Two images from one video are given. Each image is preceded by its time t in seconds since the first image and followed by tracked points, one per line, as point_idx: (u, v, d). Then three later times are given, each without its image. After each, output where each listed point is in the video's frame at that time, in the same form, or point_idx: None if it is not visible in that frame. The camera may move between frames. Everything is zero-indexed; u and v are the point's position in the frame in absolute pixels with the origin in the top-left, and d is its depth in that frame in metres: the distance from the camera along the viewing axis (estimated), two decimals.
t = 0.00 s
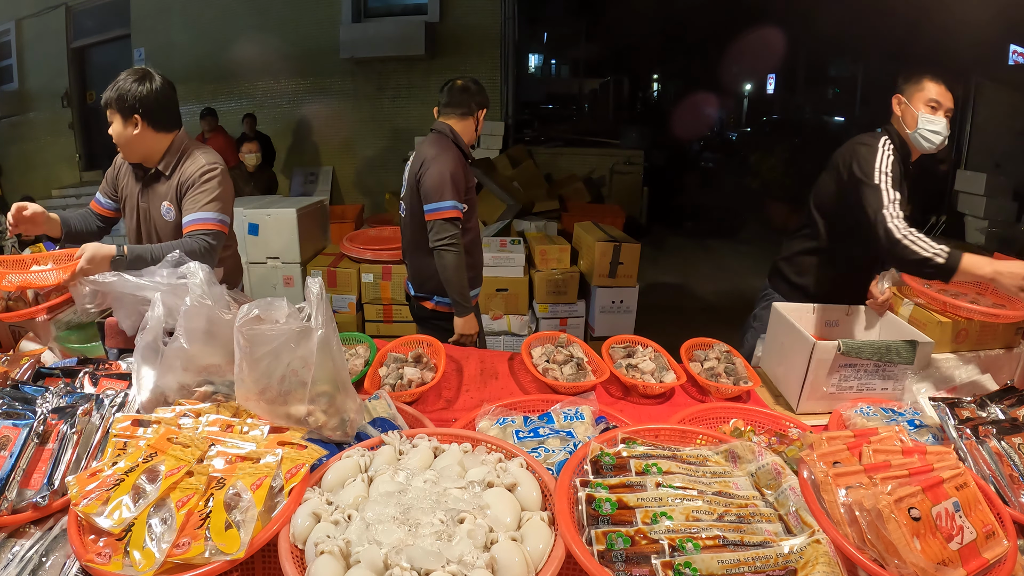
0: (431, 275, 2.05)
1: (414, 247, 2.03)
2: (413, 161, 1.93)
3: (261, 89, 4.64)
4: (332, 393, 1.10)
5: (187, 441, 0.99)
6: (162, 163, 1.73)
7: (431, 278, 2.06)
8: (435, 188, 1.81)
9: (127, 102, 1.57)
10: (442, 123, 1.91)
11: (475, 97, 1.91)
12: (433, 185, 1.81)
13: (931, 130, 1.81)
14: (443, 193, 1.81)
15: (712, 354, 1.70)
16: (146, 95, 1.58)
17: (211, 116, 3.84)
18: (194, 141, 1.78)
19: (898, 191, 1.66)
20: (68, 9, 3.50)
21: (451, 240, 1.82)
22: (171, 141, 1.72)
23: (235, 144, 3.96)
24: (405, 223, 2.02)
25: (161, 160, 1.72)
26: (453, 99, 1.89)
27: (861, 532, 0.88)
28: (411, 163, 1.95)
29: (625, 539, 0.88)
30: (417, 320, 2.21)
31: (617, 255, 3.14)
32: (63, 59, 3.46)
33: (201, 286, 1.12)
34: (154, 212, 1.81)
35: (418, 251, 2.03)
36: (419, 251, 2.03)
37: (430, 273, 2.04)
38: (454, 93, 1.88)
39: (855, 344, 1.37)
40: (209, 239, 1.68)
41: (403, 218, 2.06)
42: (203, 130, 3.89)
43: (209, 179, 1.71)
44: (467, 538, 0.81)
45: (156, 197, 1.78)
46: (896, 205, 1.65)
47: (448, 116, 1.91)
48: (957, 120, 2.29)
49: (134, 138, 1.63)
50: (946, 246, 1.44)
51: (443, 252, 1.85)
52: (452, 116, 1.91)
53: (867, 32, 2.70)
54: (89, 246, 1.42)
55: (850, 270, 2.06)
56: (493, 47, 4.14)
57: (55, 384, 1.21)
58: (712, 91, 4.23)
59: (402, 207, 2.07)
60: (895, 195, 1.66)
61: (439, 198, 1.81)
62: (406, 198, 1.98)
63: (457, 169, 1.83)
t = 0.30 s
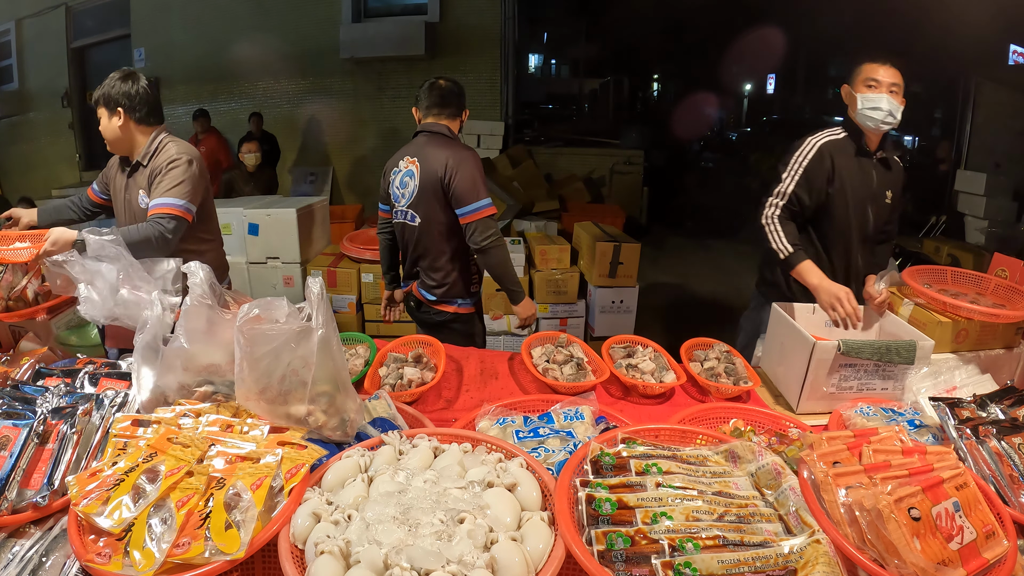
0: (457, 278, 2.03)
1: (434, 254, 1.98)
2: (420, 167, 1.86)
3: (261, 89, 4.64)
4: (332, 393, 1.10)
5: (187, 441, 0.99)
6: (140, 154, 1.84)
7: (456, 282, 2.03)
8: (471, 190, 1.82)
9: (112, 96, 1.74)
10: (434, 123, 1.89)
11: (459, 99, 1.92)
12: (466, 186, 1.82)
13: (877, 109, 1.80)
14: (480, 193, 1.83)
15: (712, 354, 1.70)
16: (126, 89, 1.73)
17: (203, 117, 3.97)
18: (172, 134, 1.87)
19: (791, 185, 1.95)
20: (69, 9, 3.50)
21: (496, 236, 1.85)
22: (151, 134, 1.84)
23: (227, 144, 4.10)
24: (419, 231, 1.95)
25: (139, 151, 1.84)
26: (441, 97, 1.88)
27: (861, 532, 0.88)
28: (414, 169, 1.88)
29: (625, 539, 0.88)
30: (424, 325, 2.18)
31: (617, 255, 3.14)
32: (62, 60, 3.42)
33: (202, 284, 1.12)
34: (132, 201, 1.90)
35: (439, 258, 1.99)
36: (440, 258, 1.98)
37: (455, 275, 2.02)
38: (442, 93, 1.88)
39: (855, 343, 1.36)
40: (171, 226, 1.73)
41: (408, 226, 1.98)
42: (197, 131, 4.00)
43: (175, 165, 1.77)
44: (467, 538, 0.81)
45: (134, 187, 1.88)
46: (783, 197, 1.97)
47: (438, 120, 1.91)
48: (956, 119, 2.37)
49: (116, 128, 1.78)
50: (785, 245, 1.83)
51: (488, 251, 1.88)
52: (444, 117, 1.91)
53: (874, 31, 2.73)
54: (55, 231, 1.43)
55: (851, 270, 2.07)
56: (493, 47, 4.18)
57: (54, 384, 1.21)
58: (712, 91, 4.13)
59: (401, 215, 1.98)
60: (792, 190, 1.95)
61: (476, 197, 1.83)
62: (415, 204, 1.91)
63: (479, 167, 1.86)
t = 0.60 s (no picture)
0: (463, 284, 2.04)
1: (440, 259, 1.97)
2: (425, 168, 1.84)
3: (261, 89, 4.64)
4: (332, 392, 1.10)
5: (187, 441, 0.99)
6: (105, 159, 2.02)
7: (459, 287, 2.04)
8: (484, 193, 1.85)
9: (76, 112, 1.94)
10: (435, 123, 1.90)
11: (457, 98, 1.93)
12: (478, 190, 1.85)
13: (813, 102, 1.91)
14: (492, 197, 1.88)
15: (712, 354, 1.70)
16: (87, 101, 1.93)
17: (203, 116, 3.94)
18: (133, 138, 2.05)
19: (736, 182, 2.07)
20: (69, 9, 3.50)
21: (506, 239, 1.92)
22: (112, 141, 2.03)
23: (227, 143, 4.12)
24: (423, 235, 1.93)
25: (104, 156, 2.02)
26: (439, 95, 1.88)
27: (862, 532, 0.88)
28: (418, 170, 1.86)
29: (625, 539, 0.88)
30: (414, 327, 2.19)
31: (617, 255, 3.15)
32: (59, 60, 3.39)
33: (202, 284, 1.11)
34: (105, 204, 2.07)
35: (443, 262, 1.98)
36: (444, 261, 1.98)
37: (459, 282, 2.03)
38: (439, 92, 1.87)
39: (855, 343, 1.36)
40: (151, 215, 1.93)
41: (410, 230, 1.95)
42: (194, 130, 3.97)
43: (137, 162, 1.95)
44: (467, 538, 0.81)
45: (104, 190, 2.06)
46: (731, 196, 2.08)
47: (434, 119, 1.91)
48: (957, 119, 2.42)
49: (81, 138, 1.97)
50: (742, 238, 1.94)
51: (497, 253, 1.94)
52: (443, 116, 1.91)
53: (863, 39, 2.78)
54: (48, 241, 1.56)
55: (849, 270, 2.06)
56: (493, 47, 4.15)
57: (54, 384, 1.21)
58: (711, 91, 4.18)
59: (403, 218, 1.94)
60: (738, 188, 2.06)
61: (489, 201, 1.87)
62: (420, 207, 1.89)
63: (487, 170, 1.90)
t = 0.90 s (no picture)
0: (456, 289, 2.04)
1: (433, 263, 1.98)
2: (423, 170, 1.84)
3: (261, 89, 4.64)
4: (332, 392, 1.10)
5: (187, 441, 0.99)
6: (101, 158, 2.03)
7: (452, 293, 2.04)
8: (479, 200, 1.83)
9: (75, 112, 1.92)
10: (438, 123, 1.90)
11: (460, 96, 1.92)
12: (473, 197, 1.82)
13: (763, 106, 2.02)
14: (487, 205, 1.85)
15: (712, 354, 1.70)
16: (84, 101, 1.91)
17: (209, 117, 3.95)
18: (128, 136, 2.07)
19: (715, 189, 2.10)
20: (69, 9, 3.51)
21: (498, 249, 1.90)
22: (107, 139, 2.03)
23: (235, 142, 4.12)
24: (418, 237, 1.93)
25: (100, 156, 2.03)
26: (443, 95, 1.87)
27: (861, 532, 0.88)
28: (415, 171, 1.86)
29: (625, 539, 0.88)
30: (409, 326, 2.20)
31: (617, 256, 3.14)
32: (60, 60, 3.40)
33: (202, 284, 1.11)
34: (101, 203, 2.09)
35: (435, 265, 1.98)
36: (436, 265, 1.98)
37: (452, 287, 2.03)
38: (444, 91, 1.87)
39: (855, 344, 1.36)
40: (149, 211, 1.96)
41: (405, 232, 1.95)
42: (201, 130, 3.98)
43: (135, 162, 1.97)
44: (467, 538, 0.81)
45: (101, 189, 2.07)
46: (714, 203, 2.11)
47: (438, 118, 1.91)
48: (958, 119, 2.43)
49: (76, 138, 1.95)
50: (744, 240, 2.01)
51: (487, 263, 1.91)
52: (446, 115, 1.91)
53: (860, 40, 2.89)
54: (55, 252, 1.55)
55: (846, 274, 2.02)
56: (492, 47, 4.26)
57: (54, 384, 1.21)
58: (711, 90, 3.97)
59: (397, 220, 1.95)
60: (717, 192, 2.11)
61: (484, 208, 1.85)
62: (415, 209, 1.89)
63: (485, 176, 1.88)
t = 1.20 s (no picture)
0: (451, 292, 2.04)
1: (429, 266, 1.99)
2: (418, 170, 1.84)
3: (261, 89, 4.62)
4: (332, 392, 1.10)
5: (187, 441, 0.99)
6: (118, 155, 2.00)
7: (447, 295, 2.05)
8: (470, 202, 1.79)
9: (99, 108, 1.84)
10: (437, 123, 1.89)
11: (462, 95, 1.91)
12: (464, 198, 1.79)
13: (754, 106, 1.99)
14: (479, 206, 1.81)
15: (712, 354, 1.70)
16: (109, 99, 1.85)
17: (218, 118, 4.01)
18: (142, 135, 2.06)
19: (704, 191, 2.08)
20: (70, 8, 3.52)
21: (492, 253, 1.84)
22: (124, 136, 2.00)
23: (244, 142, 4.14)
24: (413, 239, 1.94)
25: (117, 152, 1.99)
26: (441, 95, 1.87)
27: (861, 532, 0.88)
28: (411, 171, 1.86)
29: (625, 539, 0.88)
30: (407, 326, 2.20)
31: (617, 255, 3.14)
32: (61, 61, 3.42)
33: (202, 284, 1.11)
34: (114, 201, 2.06)
35: (429, 266, 1.99)
36: (431, 266, 1.99)
37: (448, 290, 2.04)
38: (443, 89, 1.87)
39: (855, 344, 1.36)
40: (164, 217, 1.97)
41: (400, 233, 1.97)
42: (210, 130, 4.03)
43: (156, 167, 1.98)
44: (467, 538, 0.81)
45: (115, 186, 2.05)
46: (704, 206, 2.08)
47: (438, 117, 1.91)
48: (957, 118, 2.43)
49: (97, 134, 1.89)
50: (731, 252, 2.01)
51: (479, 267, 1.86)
52: (444, 115, 1.91)
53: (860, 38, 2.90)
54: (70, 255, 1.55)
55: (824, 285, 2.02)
56: (493, 46, 4.26)
57: (54, 384, 1.21)
58: (711, 90, 3.97)
59: (394, 220, 1.97)
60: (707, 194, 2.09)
61: (476, 210, 1.81)
62: (409, 210, 1.89)
63: (480, 176, 1.84)
